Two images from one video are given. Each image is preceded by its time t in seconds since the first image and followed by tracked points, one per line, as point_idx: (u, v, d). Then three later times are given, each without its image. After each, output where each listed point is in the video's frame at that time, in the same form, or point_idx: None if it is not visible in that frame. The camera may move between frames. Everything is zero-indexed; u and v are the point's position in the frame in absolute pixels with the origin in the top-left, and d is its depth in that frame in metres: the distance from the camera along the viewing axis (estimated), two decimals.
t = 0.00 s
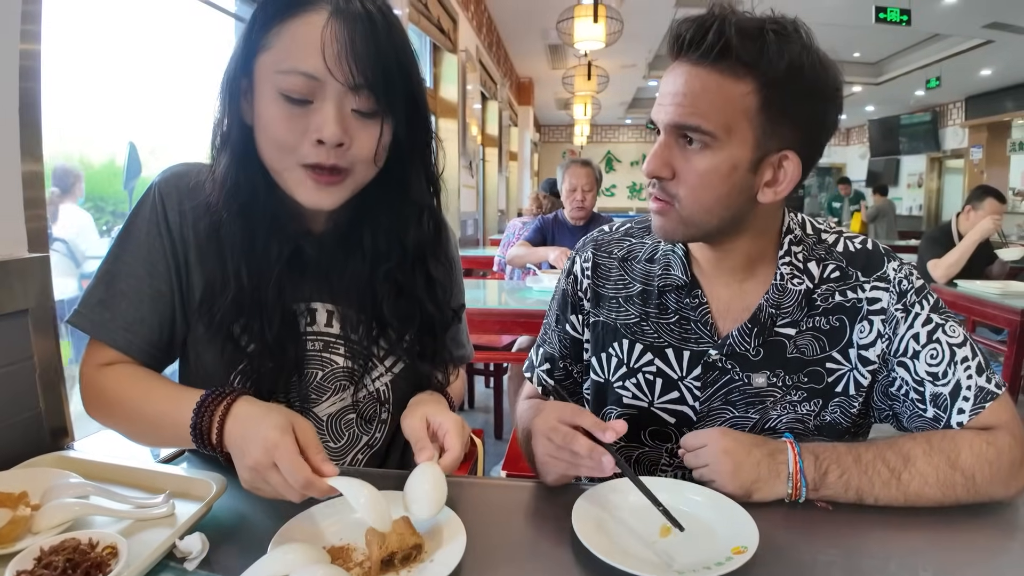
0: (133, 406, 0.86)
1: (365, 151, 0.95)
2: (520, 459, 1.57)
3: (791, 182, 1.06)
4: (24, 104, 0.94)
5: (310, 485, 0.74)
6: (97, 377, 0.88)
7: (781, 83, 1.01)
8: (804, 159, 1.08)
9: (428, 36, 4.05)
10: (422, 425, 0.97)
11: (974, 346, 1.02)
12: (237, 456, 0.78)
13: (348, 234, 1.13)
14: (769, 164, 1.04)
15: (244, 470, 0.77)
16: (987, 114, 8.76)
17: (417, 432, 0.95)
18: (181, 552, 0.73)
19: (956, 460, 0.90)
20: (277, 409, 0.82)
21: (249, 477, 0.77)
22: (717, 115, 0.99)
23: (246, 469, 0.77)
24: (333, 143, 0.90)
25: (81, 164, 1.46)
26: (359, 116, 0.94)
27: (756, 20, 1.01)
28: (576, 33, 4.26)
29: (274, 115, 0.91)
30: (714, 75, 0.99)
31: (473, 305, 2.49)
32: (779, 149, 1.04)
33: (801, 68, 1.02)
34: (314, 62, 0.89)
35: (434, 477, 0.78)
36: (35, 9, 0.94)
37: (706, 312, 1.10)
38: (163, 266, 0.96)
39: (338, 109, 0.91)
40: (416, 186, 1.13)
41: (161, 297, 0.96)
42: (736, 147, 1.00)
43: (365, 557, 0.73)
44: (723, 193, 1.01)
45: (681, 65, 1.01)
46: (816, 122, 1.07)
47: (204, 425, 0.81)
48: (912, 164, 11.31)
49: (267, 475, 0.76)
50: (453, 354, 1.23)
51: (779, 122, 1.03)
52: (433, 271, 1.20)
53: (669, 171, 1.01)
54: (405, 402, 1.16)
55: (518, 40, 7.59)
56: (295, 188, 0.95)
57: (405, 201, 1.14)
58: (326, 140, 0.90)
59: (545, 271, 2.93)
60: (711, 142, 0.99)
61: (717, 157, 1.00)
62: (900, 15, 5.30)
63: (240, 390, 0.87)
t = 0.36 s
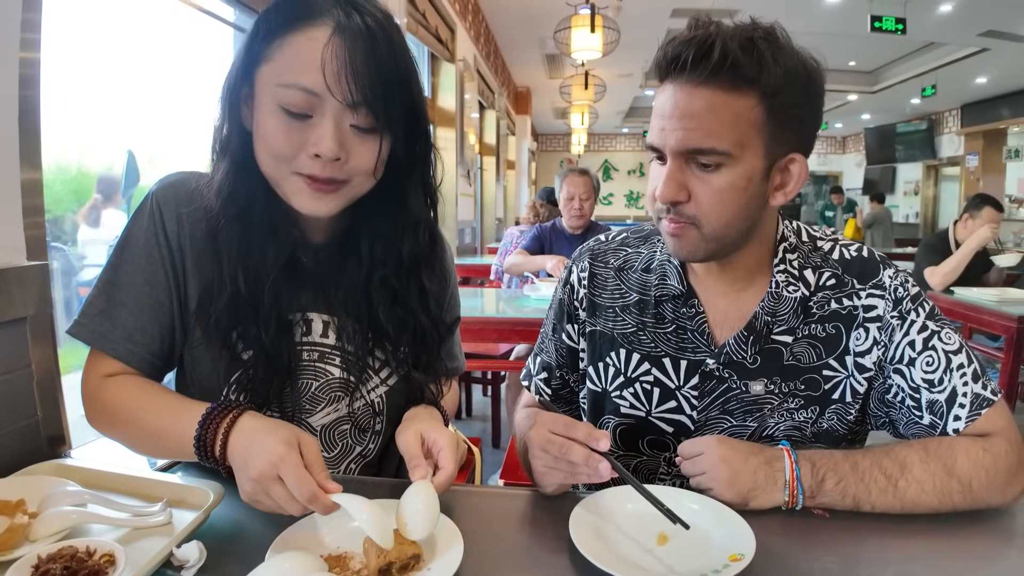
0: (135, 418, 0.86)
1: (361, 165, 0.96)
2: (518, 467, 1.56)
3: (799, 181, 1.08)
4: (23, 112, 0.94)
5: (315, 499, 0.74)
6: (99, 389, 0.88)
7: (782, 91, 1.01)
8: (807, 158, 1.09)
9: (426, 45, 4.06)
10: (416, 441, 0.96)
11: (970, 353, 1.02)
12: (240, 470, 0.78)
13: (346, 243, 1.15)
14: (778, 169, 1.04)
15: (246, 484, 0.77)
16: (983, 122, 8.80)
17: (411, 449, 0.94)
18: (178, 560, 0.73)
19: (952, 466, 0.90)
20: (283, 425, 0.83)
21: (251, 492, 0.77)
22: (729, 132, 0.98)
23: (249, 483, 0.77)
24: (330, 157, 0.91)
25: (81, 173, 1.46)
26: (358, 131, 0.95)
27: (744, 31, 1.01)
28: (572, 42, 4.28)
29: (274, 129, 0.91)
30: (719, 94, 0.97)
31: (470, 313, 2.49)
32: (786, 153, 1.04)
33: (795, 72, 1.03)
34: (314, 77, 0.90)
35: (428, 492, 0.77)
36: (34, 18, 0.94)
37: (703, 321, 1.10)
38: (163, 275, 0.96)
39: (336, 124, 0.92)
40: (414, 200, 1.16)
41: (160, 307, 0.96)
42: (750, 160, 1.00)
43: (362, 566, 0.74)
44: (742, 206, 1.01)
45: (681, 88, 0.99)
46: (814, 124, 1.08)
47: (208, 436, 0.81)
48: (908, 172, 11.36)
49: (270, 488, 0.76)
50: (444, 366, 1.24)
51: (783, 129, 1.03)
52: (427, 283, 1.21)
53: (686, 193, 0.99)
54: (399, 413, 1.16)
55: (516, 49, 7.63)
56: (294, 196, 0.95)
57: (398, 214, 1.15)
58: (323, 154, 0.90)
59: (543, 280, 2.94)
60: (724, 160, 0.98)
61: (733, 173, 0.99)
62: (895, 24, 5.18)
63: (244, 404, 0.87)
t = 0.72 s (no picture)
0: (124, 410, 0.83)
1: (368, 157, 0.96)
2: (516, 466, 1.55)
3: (801, 176, 1.08)
4: (21, 113, 0.94)
5: (320, 502, 0.71)
6: (91, 382, 0.86)
7: (784, 87, 1.01)
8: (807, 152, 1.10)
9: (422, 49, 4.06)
10: (418, 436, 0.96)
11: (968, 346, 1.03)
12: (234, 467, 0.73)
13: (347, 236, 1.16)
14: (779, 164, 1.05)
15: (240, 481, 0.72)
16: (977, 126, 8.86)
17: (413, 445, 0.94)
18: (176, 555, 0.72)
19: (951, 459, 0.90)
20: (279, 420, 0.78)
21: (245, 491, 0.72)
22: (733, 130, 0.98)
23: (244, 481, 0.72)
24: (335, 148, 0.91)
25: (77, 175, 1.46)
26: (363, 125, 0.95)
27: (745, 28, 1.01)
28: (568, 45, 4.28)
29: (280, 120, 0.91)
30: (723, 92, 0.98)
31: (467, 314, 2.49)
32: (788, 148, 1.05)
33: (796, 69, 1.03)
34: (323, 70, 0.90)
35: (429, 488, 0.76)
36: (32, 19, 0.94)
37: (702, 315, 1.11)
38: (162, 267, 0.96)
39: (343, 117, 0.92)
40: (419, 195, 1.16)
41: (159, 299, 0.95)
42: (754, 157, 1.00)
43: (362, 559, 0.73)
44: (746, 203, 1.01)
45: (685, 87, 0.99)
46: (814, 120, 1.09)
47: (199, 429, 0.77)
48: (903, 176, 11.42)
49: (267, 491, 0.72)
50: (446, 364, 1.24)
51: (786, 125, 1.03)
52: (431, 277, 1.22)
53: (691, 191, 1.00)
54: (399, 407, 1.16)
55: (512, 53, 7.65)
56: (296, 187, 0.95)
57: (403, 209, 1.16)
58: (328, 145, 0.90)
59: (540, 281, 2.94)
60: (730, 158, 0.99)
61: (737, 170, 0.99)
62: (890, 28, 5.20)
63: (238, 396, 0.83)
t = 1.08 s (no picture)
0: (117, 423, 0.82)
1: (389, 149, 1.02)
2: (515, 469, 1.54)
3: (801, 179, 1.09)
4: (21, 115, 0.94)
5: (326, 514, 0.71)
6: (84, 392, 0.85)
7: (787, 91, 1.02)
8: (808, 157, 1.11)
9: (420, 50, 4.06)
10: (418, 437, 0.96)
11: (965, 348, 1.03)
12: (239, 480, 0.73)
13: (337, 233, 1.16)
14: (780, 168, 1.05)
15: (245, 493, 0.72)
16: (972, 127, 8.91)
17: (413, 446, 0.94)
18: (178, 557, 0.72)
19: (950, 459, 0.91)
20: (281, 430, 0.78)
21: (250, 502, 0.72)
22: (736, 132, 0.99)
23: (249, 492, 0.71)
24: (377, 133, 0.96)
25: (72, 177, 1.45)
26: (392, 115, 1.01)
27: (748, 32, 1.02)
28: (565, 47, 4.28)
29: (327, 99, 0.94)
30: (727, 94, 0.98)
31: (465, 316, 2.49)
32: (789, 152, 1.05)
33: (798, 73, 1.04)
34: (374, 58, 0.95)
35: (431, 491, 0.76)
36: (33, 21, 0.94)
37: (701, 317, 1.12)
38: (151, 274, 0.95)
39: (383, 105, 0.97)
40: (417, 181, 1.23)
41: (148, 307, 0.94)
42: (756, 160, 1.01)
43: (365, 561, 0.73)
44: (748, 205, 1.02)
45: (688, 89, 1.00)
46: (815, 124, 1.10)
47: (199, 440, 0.77)
48: (899, 177, 11.46)
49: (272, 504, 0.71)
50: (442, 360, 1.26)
51: (787, 128, 1.04)
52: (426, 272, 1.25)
53: (693, 194, 1.00)
54: (398, 406, 1.17)
55: (509, 55, 7.65)
56: (326, 173, 0.97)
57: (394, 203, 1.21)
58: (372, 130, 0.95)
59: (537, 283, 2.95)
60: (732, 160, 0.99)
61: (740, 173, 1.00)
62: (886, 30, 5.23)
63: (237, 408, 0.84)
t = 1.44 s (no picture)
0: (113, 428, 0.81)
1: (357, 157, 0.99)
2: (512, 469, 1.55)
3: (779, 185, 1.06)
4: (15, 116, 0.93)
5: (319, 523, 0.70)
6: (81, 394, 0.84)
7: (771, 87, 1.02)
8: (795, 163, 1.09)
9: (416, 51, 4.05)
10: (414, 427, 0.96)
11: (963, 348, 1.03)
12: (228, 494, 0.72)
13: (317, 233, 1.15)
14: (757, 166, 1.05)
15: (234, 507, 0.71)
16: (969, 129, 8.93)
17: (410, 436, 0.94)
18: (172, 559, 0.71)
19: (948, 459, 0.91)
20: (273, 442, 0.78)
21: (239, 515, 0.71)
22: (711, 113, 0.99)
23: (239, 505, 0.70)
24: (331, 151, 0.92)
25: (67, 179, 1.44)
26: (355, 129, 0.97)
27: (748, 25, 1.03)
28: (562, 48, 4.28)
29: (278, 118, 0.91)
30: (706, 75, 1.00)
31: (461, 317, 2.49)
32: (769, 151, 1.05)
33: (792, 75, 1.03)
34: (324, 75, 0.90)
35: (422, 484, 0.78)
36: (27, 22, 0.93)
37: (696, 315, 1.11)
38: (139, 272, 0.95)
39: (340, 121, 0.93)
40: (402, 187, 1.20)
41: (138, 305, 0.94)
42: (726, 147, 1.01)
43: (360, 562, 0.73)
44: (714, 191, 1.02)
45: (675, 68, 1.02)
46: (806, 127, 1.08)
47: (189, 450, 0.77)
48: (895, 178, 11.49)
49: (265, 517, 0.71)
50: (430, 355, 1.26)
51: (769, 125, 1.04)
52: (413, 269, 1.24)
53: (660, 169, 1.01)
54: (386, 400, 1.17)
55: (506, 56, 7.64)
56: (285, 185, 0.97)
57: (379, 196, 1.18)
58: (325, 149, 0.92)
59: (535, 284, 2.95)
60: (703, 140, 1.00)
61: (707, 155, 1.00)
62: (882, 31, 5.24)
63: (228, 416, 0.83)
